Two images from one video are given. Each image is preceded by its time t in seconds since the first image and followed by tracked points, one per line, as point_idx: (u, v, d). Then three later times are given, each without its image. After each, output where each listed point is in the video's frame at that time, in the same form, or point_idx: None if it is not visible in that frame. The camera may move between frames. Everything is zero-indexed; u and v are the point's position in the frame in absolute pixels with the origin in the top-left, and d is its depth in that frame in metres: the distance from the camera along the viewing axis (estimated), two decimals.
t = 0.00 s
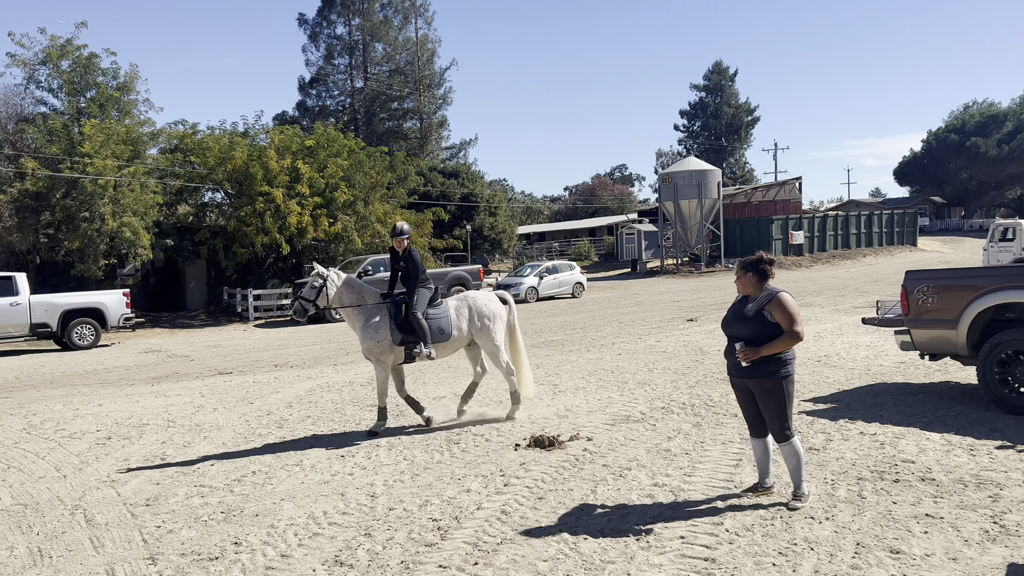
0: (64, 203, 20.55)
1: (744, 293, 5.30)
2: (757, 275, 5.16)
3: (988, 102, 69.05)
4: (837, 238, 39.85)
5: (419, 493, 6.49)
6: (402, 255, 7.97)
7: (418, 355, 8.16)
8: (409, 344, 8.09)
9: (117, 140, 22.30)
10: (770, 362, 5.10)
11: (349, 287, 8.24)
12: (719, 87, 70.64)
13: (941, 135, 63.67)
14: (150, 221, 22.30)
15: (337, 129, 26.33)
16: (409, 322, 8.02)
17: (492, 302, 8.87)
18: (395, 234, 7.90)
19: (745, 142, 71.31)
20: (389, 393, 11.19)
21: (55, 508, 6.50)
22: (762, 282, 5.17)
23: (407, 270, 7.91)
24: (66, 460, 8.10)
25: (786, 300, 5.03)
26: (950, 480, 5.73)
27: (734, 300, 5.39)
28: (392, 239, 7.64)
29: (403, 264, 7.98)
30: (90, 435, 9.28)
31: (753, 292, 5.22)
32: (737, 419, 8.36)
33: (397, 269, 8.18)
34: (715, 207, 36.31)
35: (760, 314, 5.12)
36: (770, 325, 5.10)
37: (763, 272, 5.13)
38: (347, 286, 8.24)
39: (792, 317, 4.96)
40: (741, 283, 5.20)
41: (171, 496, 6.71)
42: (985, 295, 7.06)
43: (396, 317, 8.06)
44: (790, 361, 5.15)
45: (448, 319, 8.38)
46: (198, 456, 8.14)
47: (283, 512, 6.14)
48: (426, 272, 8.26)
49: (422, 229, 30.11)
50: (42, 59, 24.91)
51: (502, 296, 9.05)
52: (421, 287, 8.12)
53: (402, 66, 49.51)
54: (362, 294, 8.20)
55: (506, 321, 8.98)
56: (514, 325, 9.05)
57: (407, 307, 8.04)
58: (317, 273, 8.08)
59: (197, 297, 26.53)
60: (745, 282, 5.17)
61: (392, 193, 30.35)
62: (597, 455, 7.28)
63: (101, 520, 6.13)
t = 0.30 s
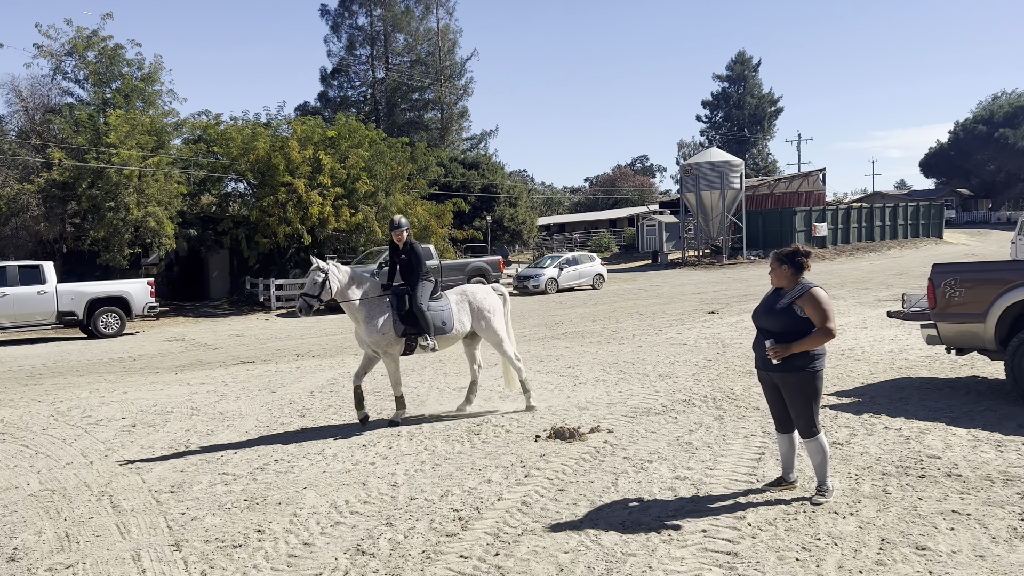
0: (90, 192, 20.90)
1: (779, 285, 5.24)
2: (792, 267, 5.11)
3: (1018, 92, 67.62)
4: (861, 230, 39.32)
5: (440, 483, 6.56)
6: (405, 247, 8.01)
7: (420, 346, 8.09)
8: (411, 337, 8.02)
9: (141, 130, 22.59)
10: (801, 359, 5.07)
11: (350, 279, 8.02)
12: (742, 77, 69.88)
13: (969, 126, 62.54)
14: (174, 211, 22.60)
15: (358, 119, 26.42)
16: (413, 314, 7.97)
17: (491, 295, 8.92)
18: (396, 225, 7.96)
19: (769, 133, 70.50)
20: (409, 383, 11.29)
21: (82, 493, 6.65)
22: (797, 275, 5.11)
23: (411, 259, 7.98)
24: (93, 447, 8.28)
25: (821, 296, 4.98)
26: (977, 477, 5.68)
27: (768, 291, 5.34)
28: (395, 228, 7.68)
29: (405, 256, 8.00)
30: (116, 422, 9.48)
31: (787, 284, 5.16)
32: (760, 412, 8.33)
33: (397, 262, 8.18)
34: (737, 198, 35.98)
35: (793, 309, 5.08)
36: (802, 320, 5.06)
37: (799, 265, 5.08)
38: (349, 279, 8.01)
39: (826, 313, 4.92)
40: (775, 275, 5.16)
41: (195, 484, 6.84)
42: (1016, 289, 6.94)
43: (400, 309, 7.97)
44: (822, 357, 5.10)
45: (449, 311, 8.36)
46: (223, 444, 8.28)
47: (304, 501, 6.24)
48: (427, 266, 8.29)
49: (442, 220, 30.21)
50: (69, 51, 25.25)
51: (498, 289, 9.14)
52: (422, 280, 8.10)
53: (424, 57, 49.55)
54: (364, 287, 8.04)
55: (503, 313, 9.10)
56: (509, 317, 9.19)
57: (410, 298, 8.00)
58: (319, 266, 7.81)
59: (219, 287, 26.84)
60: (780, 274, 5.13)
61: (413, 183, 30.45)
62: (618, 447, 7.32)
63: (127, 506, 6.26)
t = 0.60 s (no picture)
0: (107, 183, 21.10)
1: (803, 279, 5.22)
2: (818, 261, 5.08)
3: None
4: (878, 223, 38.94)
5: (453, 474, 6.60)
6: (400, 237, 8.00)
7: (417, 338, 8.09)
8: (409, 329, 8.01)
9: (157, 122, 22.77)
10: (821, 354, 5.05)
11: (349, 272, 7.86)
12: (758, 69, 69.28)
13: (988, 118, 61.71)
14: (189, 202, 22.77)
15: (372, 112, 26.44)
16: (411, 306, 7.97)
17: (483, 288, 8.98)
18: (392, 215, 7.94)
19: (785, 126, 69.88)
20: (422, 375, 11.35)
21: (98, 482, 6.76)
22: (824, 268, 5.09)
23: (407, 249, 7.98)
24: (109, 436, 8.40)
25: (846, 290, 4.96)
26: (994, 473, 5.63)
27: (791, 285, 5.32)
28: (393, 217, 7.68)
29: (400, 246, 8.00)
30: (132, 412, 9.61)
31: (811, 278, 5.14)
32: (774, 406, 8.31)
33: (392, 254, 8.16)
34: (752, 191, 35.72)
35: (815, 303, 5.06)
36: (825, 315, 5.04)
37: (826, 259, 5.06)
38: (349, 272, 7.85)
39: (849, 308, 4.90)
40: (800, 268, 5.13)
41: (210, 474, 6.92)
42: None
43: (397, 301, 7.95)
44: (843, 353, 5.09)
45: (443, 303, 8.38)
46: (238, 434, 8.38)
47: (318, 491, 6.30)
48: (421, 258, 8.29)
49: (456, 213, 30.24)
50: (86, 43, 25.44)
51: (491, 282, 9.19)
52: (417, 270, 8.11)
53: (438, 48, 49.50)
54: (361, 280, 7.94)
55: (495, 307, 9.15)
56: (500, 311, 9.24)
57: (408, 290, 7.99)
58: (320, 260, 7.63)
59: (234, 278, 26.99)
60: (806, 267, 5.10)
61: (426, 176, 30.50)
62: (631, 440, 7.33)
63: (143, 496, 6.36)
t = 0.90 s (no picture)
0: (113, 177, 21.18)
1: (808, 273, 5.22)
2: (824, 255, 5.09)
3: None
4: (885, 220, 38.76)
5: (457, 469, 6.62)
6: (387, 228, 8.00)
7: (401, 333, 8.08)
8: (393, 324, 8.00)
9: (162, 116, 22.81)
10: (828, 349, 5.04)
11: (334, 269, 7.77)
12: (765, 64, 69.05)
13: (996, 115, 61.39)
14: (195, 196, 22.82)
15: (378, 106, 26.43)
16: (395, 301, 7.96)
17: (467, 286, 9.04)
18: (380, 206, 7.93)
19: (792, 121, 69.60)
20: (427, 369, 11.37)
21: (103, 475, 6.80)
22: (829, 262, 5.09)
23: (394, 240, 7.98)
24: (115, 429, 8.46)
25: (851, 284, 4.96)
26: (999, 470, 5.62)
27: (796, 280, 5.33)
28: (382, 206, 7.68)
29: (387, 238, 7.99)
30: (138, 405, 9.67)
31: (816, 273, 5.15)
32: (779, 402, 8.31)
33: (377, 246, 8.14)
34: (759, 187, 35.61)
35: (821, 297, 5.06)
36: (831, 309, 5.04)
37: (832, 253, 5.07)
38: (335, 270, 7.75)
39: (854, 301, 4.89)
40: (807, 262, 5.13)
41: (215, 466, 6.96)
42: None
43: (381, 296, 7.95)
44: (851, 348, 5.08)
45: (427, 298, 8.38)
46: (243, 427, 8.42)
47: (322, 485, 6.33)
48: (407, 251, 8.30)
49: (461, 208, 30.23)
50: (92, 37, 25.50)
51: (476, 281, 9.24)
52: (401, 261, 8.10)
53: (444, 43, 49.41)
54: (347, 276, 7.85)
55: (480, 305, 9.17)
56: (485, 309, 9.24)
57: (392, 284, 7.98)
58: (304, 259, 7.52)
59: (240, 272, 27.02)
60: (812, 261, 5.10)
61: (432, 170, 30.51)
62: (635, 435, 7.34)
63: (148, 488, 6.40)
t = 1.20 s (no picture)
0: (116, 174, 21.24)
1: (808, 272, 5.22)
2: (825, 253, 5.09)
3: None
4: (888, 218, 38.68)
5: (459, 466, 6.64)
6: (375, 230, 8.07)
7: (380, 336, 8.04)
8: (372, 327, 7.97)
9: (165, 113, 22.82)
10: (830, 346, 5.04)
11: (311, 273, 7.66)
12: (768, 63, 69.00)
13: (1000, 113, 61.30)
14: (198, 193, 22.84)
15: (380, 104, 26.44)
16: (376, 303, 7.97)
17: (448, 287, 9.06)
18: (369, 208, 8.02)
19: (795, 119, 69.50)
20: (429, 367, 11.38)
21: (106, 472, 6.83)
22: (830, 260, 5.09)
23: (381, 242, 8.04)
24: (118, 426, 8.49)
25: (850, 282, 4.96)
26: (1002, 468, 5.62)
27: (797, 279, 5.32)
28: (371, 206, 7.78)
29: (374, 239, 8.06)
30: (141, 402, 9.69)
31: (816, 272, 5.14)
32: (781, 401, 8.31)
33: (362, 247, 8.18)
34: (761, 185, 35.56)
35: (822, 296, 5.06)
36: (830, 308, 5.04)
37: (832, 251, 5.06)
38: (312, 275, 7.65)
39: (852, 299, 4.89)
40: (809, 260, 5.12)
41: (218, 464, 6.98)
42: None
43: (362, 297, 7.95)
44: (854, 346, 5.07)
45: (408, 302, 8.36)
46: (245, 425, 8.44)
47: (324, 482, 6.35)
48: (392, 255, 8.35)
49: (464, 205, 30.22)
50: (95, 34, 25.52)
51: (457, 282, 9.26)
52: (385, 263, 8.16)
53: (446, 41, 49.36)
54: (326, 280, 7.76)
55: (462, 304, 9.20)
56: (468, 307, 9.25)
57: (373, 285, 8.01)
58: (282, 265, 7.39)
59: (243, 270, 27.13)
60: (813, 260, 5.10)
61: (434, 168, 30.52)
62: (637, 433, 7.36)
63: (151, 485, 6.42)
